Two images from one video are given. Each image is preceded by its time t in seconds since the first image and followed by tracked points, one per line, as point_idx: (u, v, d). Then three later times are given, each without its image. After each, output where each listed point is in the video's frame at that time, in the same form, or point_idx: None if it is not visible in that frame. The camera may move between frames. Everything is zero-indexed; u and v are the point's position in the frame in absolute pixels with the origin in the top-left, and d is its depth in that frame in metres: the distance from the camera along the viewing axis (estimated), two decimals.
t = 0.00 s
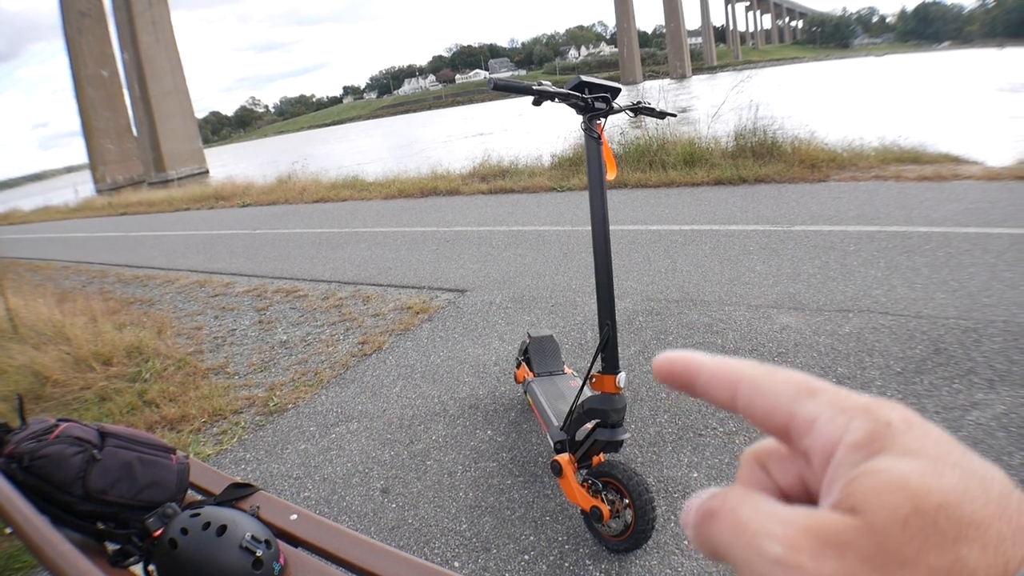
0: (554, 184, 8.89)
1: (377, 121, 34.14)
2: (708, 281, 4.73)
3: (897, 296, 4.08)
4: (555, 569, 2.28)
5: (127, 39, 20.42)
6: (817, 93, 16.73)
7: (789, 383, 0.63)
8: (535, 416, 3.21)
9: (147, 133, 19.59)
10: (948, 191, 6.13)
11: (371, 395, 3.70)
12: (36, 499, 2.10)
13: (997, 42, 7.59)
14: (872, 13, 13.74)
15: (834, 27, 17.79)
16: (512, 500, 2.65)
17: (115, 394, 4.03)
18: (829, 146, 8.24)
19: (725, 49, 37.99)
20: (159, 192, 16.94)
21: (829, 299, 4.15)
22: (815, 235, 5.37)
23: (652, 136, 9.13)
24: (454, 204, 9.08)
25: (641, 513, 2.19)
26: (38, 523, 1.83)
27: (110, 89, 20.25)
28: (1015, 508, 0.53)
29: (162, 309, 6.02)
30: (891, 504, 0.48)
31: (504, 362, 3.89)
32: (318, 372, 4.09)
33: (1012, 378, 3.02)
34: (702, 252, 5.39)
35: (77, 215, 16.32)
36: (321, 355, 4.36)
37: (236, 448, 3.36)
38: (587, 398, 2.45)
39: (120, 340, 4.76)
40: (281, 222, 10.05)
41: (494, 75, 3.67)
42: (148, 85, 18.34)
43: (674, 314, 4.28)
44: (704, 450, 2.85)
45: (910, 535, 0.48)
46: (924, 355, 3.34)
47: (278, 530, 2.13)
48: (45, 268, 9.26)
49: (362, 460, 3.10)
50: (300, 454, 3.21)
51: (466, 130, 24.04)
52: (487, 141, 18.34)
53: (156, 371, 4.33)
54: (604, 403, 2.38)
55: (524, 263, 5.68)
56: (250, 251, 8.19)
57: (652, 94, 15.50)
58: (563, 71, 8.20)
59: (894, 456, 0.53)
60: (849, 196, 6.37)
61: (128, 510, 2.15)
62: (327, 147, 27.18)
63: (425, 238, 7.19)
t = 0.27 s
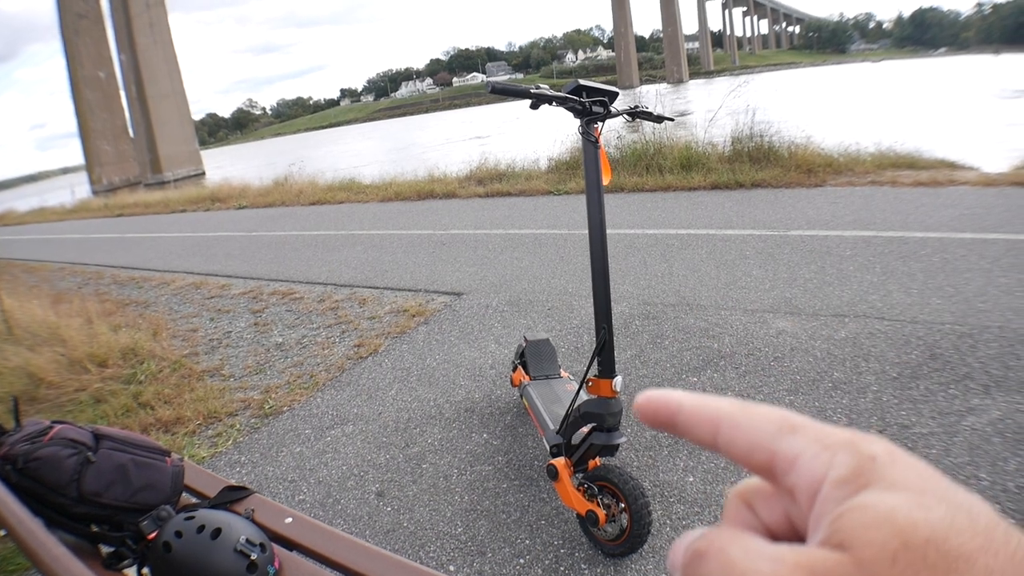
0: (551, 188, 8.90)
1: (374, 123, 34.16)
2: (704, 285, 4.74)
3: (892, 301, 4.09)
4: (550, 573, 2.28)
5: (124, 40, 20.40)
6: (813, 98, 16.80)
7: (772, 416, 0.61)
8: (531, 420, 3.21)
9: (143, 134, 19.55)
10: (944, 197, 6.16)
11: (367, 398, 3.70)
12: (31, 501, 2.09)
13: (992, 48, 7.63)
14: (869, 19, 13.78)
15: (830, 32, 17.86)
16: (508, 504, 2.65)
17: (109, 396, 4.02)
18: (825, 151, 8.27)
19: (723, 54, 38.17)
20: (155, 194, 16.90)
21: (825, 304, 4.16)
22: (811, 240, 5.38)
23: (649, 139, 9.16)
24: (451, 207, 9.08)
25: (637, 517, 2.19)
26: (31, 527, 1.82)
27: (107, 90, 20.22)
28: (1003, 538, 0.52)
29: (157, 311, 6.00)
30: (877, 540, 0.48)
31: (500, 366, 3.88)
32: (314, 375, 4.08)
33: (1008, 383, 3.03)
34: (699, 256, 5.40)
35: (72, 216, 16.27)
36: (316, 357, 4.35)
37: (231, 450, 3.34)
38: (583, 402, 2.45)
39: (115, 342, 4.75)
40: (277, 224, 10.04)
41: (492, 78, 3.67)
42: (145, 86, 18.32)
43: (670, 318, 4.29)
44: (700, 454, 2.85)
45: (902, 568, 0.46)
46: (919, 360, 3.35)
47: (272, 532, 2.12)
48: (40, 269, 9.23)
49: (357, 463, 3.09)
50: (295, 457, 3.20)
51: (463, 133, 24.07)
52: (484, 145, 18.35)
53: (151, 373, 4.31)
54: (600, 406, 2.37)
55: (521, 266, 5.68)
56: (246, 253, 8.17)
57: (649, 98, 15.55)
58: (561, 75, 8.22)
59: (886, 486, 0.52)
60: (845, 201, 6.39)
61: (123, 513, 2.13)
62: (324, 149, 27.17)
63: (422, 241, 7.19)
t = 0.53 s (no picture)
0: (548, 189, 8.91)
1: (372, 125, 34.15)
2: (701, 287, 4.75)
3: (889, 303, 4.10)
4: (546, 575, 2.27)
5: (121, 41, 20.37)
6: (811, 100, 16.83)
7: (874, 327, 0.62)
8: (528, 421, 3.21)
9: (140, 134, 19.53)
10: (941, 199, 6.17)
11: (363, 399, 3.69)
12: (27, 503, 2.09)
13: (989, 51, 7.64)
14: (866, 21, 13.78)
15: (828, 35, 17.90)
16: (504, 506, 2.65)
17: (106, 397, 4.01)
18: (822, 153, 8.29)
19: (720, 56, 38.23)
20: (152, 194, 16.88)
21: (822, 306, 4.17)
22: (808, 242, 5.39)
23: (646, 141, 9.17)
24: (448, 208, 9.08)
25: (634, 519, 2.19)
26: (27, 528, 1.82)
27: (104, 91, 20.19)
28: None
29: (154, 312, 5.99)
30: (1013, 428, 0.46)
31: (497, 367, 3.88)
32: (311, 376, 4.08)
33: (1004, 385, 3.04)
34: (696, 258, 5.41)
35: (69, 217, 16.23)
36: (313, 358, 4.35)
37: (228, 451, 3.34)
38: (580, 404, 2.45)
39: (111, 343, 4.73)
40: (274, 224, 10.03)
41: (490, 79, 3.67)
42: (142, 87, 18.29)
43: (667, 319, 4.29)
44: (697, 456, 2.85)
45: None
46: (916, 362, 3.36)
47: (269, 534, 2.12)
48: (36, 270, 9.20)
49: (354, 464, 3.08)
50: (292, 458, 3.19)
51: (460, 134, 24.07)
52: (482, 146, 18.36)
53: (147, 374, 4.30)
54: (597, 408, 2.38)
55: (518, 267, 5.69)
56: (244, 254, 8.16)
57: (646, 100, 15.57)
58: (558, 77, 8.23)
59: (986, 400, 0.51)
60: (842, 203, 6.41)
61: (119, 514, 2.13)
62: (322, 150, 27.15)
63: (419, 242, 7.19)
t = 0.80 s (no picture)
0: (546, 191, 8.91)
1: (369, 127, 34.14)
2: (700, 288, 4.75)
3: (888, 303, 4.10)
4: None
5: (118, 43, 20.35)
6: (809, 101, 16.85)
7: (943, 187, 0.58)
8: (528, 422, 3.21)
9: (137, 137, 19.50)
10: (938, 199, 6.18)
11: (363, 401, 3.69)
12: (26, 505, 2.08)
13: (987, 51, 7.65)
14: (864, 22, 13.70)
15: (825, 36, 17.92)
16: (505, 507, 2.64)
17: (104, 399, 3.99)
18: (820, 154, 8.30)
19: (717, 57, 38.28)
20: (149, 197, 16.86)
21: (821, 306, 4.17)
22: (806, 242, 5.40)
23: (645, 142, 9.17)
24: (446, 210, 9.08)
25: (635, 520, 2.19)
26: (28, 531, 1.81)
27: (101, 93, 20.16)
28: None
29: (152, 314, 5.97)
30: None
31: (496, 368, 3.88)
32: (310, 378, 4.07)
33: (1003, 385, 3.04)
34: (694, 259, 5.41)
35: (66, 219, 16.19)
36: (312, 360, 4.34)
37: (227, 454, 3.33)
38: (581, 405, 2.45)
39: (109, 345, 4.72)
40: (273, 227, 10.02)
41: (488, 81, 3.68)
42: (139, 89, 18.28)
43: (666, 320, 4.29)
44: (697, 457, 2.85)
45: None
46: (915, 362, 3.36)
47: (270, 536, 2.11)
48: (33, 272, 9.18)
49: (354, 466, 3.08)
50: (291, 460, 3.19)
51: (458, 136, 24.08)
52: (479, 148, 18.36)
53: (146, 377, 4.29)
54: (598, 409, 2.37)
55: (517, 269, 5.68)
56: (241, 256, 8.15)
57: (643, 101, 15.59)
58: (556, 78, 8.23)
59: None
60: (840, 204, 6.42)
61: (119, 516, 2.12)
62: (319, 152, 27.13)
63: (417, 244, 7.18)
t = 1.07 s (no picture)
0: (548, 193, 8.92)
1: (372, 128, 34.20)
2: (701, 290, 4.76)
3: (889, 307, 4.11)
4: None
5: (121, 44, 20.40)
6: (811, 103, 16.85)
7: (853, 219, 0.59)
8: (527, 424, 3.21)
9: (140, 137, 19.54)
10: (940, 203, 6.19)
11: (363, 402, 3.69)
12: (27, 505, 2.10)
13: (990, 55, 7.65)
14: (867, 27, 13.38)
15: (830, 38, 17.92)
16: (504, 509, 2.65)
17: (105, 399, 4.01)
18: (821, 157, 8.30)
19: (719, 59, 38.34)
20: (152, 197, 16.89)
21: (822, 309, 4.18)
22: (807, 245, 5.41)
23: (646, 145, 9.18)
24: (448, 211, 9.09)
25: (634, 522, 2.19)
26: (29, 530, 1.82)
27: (104, 93, 20.21)
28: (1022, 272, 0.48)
29: (153, 314, 5.99)
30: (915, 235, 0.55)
31: (496, 370, 3.88)
32: (310, 379, 4.08)
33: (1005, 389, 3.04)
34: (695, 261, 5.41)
35: (69, 219, 16.23)
36: (313, 361, 4.35)
37: (227, 454, 3.34)
38: (580, 407, 2.46)
39: (111, 345, 4.73)
40: (274, 227, 10.04)
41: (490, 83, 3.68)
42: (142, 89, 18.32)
43: (667, 323, 4.30)
44: (697, 459, 2.86)
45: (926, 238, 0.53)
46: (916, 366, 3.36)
47: (269, 537, 2.12)
48: (36, 272, 9.21)
49: (354, 467, 3.08)
50: (292, 461, 3.20)
51: (460, 138, 24.11)
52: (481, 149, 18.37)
53: (147, 377, 4.30)
54: (597, 411, 2.38)
55: (518, 271, 5.69)
56: (243, 256, 8.17)
57: (646, 103, 15.59)
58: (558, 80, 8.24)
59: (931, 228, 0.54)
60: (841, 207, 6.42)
61: (119, 516, 2.13)
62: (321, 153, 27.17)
63: (418, 245, 7.20)
